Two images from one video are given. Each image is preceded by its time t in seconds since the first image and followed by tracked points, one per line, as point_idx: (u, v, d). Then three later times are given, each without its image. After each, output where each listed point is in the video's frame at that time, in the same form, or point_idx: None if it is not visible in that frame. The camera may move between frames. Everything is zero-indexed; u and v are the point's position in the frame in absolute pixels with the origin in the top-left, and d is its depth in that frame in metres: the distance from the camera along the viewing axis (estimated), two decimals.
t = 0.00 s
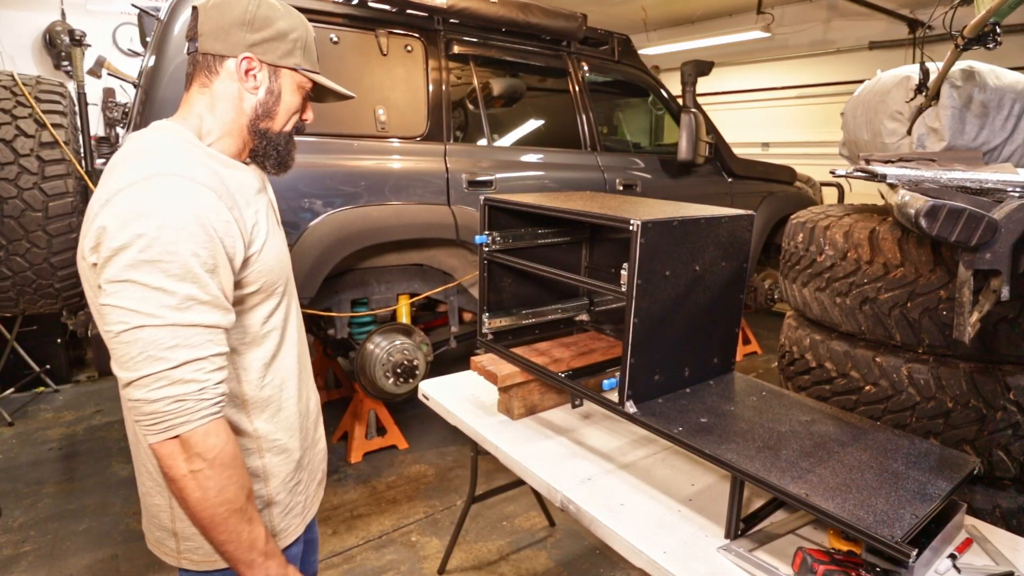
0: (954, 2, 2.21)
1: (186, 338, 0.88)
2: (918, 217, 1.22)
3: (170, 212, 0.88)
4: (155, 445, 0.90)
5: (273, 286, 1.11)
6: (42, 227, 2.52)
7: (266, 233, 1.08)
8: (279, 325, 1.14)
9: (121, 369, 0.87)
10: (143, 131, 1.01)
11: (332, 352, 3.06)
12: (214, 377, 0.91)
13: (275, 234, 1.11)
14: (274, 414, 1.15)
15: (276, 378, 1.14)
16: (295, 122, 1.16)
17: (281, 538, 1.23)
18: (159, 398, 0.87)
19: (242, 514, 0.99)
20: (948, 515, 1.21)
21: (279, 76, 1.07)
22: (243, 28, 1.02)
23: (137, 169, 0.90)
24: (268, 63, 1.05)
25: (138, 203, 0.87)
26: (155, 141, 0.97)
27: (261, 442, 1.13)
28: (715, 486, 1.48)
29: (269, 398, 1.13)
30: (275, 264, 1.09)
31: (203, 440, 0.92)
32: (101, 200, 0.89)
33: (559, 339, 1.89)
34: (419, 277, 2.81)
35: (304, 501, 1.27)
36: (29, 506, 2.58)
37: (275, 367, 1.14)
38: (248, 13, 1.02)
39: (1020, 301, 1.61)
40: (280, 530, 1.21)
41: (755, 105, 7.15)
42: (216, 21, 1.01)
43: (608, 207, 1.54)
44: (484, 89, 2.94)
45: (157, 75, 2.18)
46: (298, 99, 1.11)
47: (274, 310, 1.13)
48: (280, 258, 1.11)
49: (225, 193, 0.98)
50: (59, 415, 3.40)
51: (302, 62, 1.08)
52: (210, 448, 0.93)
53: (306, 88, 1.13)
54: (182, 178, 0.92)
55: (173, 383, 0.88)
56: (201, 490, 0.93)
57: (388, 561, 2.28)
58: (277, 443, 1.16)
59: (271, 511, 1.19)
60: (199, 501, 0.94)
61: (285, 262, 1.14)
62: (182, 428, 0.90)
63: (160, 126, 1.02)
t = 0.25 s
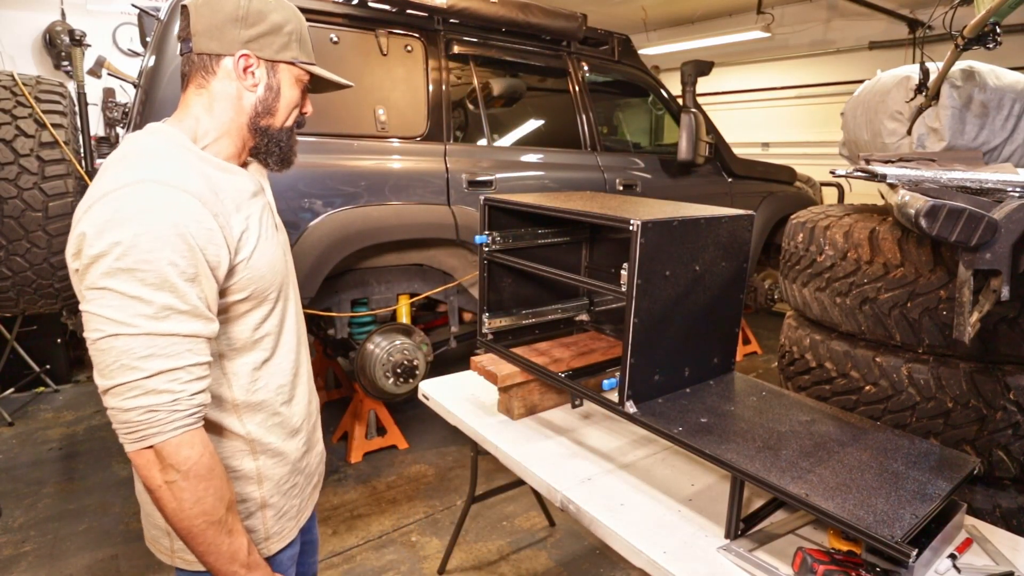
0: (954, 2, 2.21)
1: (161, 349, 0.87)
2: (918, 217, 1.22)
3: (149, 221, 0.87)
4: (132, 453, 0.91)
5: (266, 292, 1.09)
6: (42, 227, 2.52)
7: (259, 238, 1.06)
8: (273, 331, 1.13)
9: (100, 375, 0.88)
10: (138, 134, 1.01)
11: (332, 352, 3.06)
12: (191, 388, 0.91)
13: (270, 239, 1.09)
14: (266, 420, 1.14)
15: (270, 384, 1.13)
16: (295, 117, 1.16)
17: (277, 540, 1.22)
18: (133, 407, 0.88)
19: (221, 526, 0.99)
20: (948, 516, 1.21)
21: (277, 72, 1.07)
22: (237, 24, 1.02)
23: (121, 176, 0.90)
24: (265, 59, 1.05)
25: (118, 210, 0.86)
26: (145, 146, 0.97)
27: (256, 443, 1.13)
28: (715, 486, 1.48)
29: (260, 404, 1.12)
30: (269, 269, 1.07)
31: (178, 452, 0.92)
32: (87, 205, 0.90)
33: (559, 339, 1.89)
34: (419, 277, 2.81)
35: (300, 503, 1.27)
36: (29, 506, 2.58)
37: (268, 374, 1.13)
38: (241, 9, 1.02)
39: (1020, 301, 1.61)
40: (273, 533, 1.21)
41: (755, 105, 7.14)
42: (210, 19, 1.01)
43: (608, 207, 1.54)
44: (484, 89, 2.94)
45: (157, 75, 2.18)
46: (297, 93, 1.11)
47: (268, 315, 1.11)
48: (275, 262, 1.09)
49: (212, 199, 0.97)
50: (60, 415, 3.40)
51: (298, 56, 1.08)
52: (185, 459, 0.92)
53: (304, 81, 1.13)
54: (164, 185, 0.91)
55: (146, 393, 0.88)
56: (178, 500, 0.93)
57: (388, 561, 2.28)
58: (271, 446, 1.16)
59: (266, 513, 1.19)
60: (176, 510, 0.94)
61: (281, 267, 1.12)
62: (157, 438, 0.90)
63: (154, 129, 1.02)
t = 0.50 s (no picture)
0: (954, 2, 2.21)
1: (159, 357, 0.87)
2: (918, 217, 1.22)
3: (144, 228, 0.87)
4: (133, 461, 0.91)
5: (263, 296, 1.09)
6: (42, 227, 2.52)
7: (255, 242, 1.05)
8: (270, 335, 1.12)
9: (98, 384, 0.88)
10: (133, 137, 1.00)
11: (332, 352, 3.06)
12: (190, 395, 0.91)
13: (268, 242, 1.09)
14: (265, 423, 1.14)
15: (268, 387, 1.13)
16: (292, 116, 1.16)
17: (275, 543, 1.22)
18: (132, 416, 0.88)
19: (226, 528, 0.99)
20: (948, 516, 1.21)
21: (272, 71, 1.07)
22: (231, 23, 1.02)
23: (115, 182, 0.90)
24: (260, 58, 1.05)
25: (113, 218, 0.86)
26: (139, 149, 0.96)
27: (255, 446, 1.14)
28: (715, 486, 1.48)
29: (259, 407, 1.12)
30: (266, 273, 1.07)
31: (180, 458, 0.92)
32: (81, 212, 0.89)
33: (559, 339, 1.89)
34: (419, 277, 2.81)
35: (299, 505, 1.27)
36: (29, 506, 2.58)
37: (266, 378, 1.13)
38: (235, 7, 1.02)
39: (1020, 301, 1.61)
40: (272, 536, 1.21)
41: (755, 105, 7.14)
42: (203, 18, 1.01)
43: (608, 207, 1.54)
44: (484, 89, 2.94)
45: (156, 75, 2.18)
46: (293, 92, 1.12)
47: (265, 319, 1.11)
48: (272, 266, 1.09)
49: (208, 204, 0.96)
50: (60, 415, 3.40)
51: (293, 53, 1.08)
52: (186, 465, 0.93)
53: (299, 80, 1.13)
54: (159, 191, 0.90)
55: (145, 401, 0.88)
56: (181, 506, 0.94)
57: (388, 561, 2.28)
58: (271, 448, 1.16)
59: (264, 515, 1.19)
60: (180, 516, 0.94)
61: (279, 271, 1.11)
62: (157, 446, 0.90)
63: (148, 131, 1.01)
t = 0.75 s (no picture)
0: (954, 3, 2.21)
1: (163, 362, 0.87)
2: (918, 217, 1.22)
3: (146, 233, 0.87)
4: (138, 467, 0.91)
5: (263, 299, 1.09)
6: (42, 227, 2.52)
7: (255, 245, 1.06)
8: (270, 337, 1.13)
9: (101, 391, 0.88)
10: (130, 139, 1.00)
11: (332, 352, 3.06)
12: (195, 400, 0.91)
13: (267, 244, 1.09)
14: (266, 425, 1.14)
15: (268, 390, 1.13)
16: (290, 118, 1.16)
17: (275, 545, 1.22)
18: (136, 423, 0.88)
19: (232, 533, 1.00)
20: (948, 516, 1.21)
21: (270, 72, 1.07)
22: (229, 24, 1.01)
23: (115, 186, 0.89)
24: (258, 59, 1.05)
25: (115, 223, 0.86)
26: (138, 152, 0.96)
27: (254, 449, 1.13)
28: (715, 486, 1.48)
29: (260, 409, 1.12)
30: (266, 275, 1.07)
31: (185, 463, 0.92)
32: (82, 217, 0.89)
33: (559, 339, 1.89)
34: (419, 277, 2.81)
35: (299, 506, 1.27)
36: (29, 506, 2.58)
37: (266, 380, 1.13)
38: (232, 7, 1.01)
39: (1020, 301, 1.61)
40: (273, 537, 1.21)
41: (755, 105, 7.14)
42: (201, 18, 1.00)
43: (608, 207, 1.54)
44: (484, 89, 2.94)
45: (156, 75, 2.18)
46: (291, 94, 1.11)
47: (264, 321, 1.11)
48: (272, 268, 1.09)
49: (209, 207, 0.97)
50: (60, 415, 3.40)
51: (292, 55, 1.08)
52: (192, 471, 0.93)
53: (297, 81, 1.13)
54: (160, 195, 0.90)
55: (150, 407, 0.88)
56: (187, 511, 0.94)
57: (388, 561, 2.28)
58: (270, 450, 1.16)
59: (264, 517, 1.19)
60: (187, 522, 0.94)
61: (278, 273, 1.12)
62: (163, 452, 0.90)
63: (146, 132, 1.01)
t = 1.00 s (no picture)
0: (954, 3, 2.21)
1: (165, 366, 0.87)
2: (918, 217, 1.22)
3: (148, 236, 0.86)
4: (137, 472, 0.90)
5: (260, 301, 1.09)
6: (42, 227, 2.52)
7: (253, 248, 1.06)
8: (266, 339, 1.13)
9: (100, 395, 0.87)
10: (127, 140, 0.99)
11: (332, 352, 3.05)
12: (195, 404, 0.91)
13: (264, 247, 1.09)
14: (263, 426, 1.14)
15: (265, 392, 1.13)
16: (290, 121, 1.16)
17: (271, 547, 1.22)
18: (137, 428, 0.87)
19: (232, 537, 1.00)
20: (948, 516, 1.21)
21: (270, 76, 1.07)
22: (231, 27, 1.01)
23: (115, 188, 0.89)
24: (259, 63, 1.05)
25: (116, 226, 0.85)
26: (137, 153, 0.95)
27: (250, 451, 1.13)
28: (715, 486, 1.48)
29: (257, 411, 1.13)
30: (264, 277, 1.08)
31: (186, 467, 0.92)
32: (80, 218, 0.88)
33: (559, 339, 1.89)
34: (419, 277, 2.81)
35: (294, 508, 1.27)
36: (29, 505, 2.58)
37: (263, 382, 1.13)
38: (234, 10, 1.01)
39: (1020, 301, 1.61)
40: (269, 539, 1.21)
41: (755, 105, 7.14)
42: (202, 21, 1.00)
43: (608, 207, 1.54)
44: (484, 89, 2.94)
45: (156, 75, 2.18)
46: (291, 98, 1.12)
47: (261, 324, 1.12)
48: (269, 270, 1.09)
49: (210, 210, 0.97)
50: (60, 415, 3.40)
51: (293, 59, 1.08)
52: (192, 476, 0.93)
53: (298, 85, 1.13)
54: (161, 198, 0.90)
55: (150, 412, 0.87)
56: (187, 516, 0.94)
57: (388, 561, 2.28)
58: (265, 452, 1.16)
59: (260, 520, 1.19)
60: (187, 526, 0.94)
61: (274, 276, 1.12)
62: (163, 457, 0.90)
63: (143, 133, 1.00)
